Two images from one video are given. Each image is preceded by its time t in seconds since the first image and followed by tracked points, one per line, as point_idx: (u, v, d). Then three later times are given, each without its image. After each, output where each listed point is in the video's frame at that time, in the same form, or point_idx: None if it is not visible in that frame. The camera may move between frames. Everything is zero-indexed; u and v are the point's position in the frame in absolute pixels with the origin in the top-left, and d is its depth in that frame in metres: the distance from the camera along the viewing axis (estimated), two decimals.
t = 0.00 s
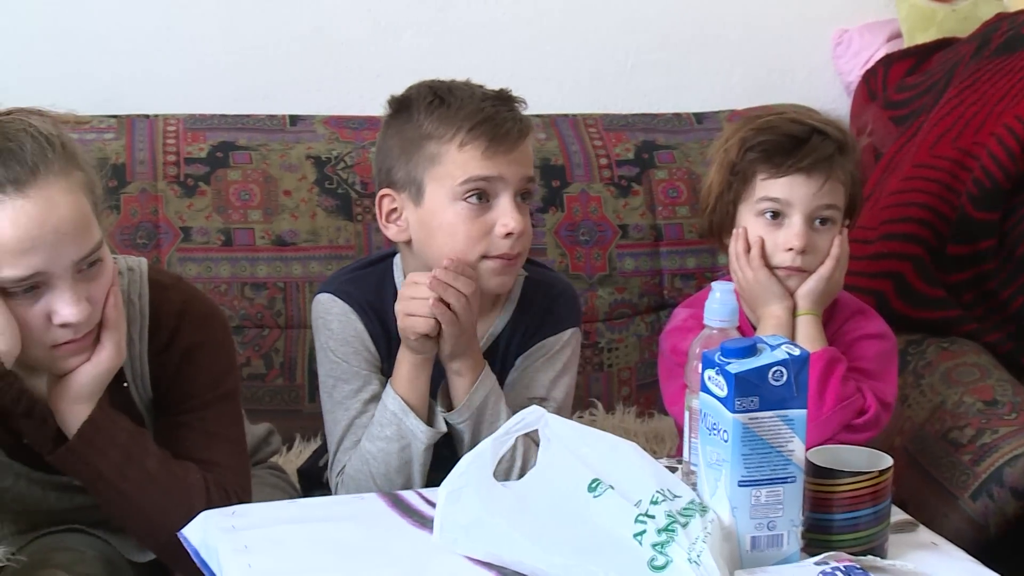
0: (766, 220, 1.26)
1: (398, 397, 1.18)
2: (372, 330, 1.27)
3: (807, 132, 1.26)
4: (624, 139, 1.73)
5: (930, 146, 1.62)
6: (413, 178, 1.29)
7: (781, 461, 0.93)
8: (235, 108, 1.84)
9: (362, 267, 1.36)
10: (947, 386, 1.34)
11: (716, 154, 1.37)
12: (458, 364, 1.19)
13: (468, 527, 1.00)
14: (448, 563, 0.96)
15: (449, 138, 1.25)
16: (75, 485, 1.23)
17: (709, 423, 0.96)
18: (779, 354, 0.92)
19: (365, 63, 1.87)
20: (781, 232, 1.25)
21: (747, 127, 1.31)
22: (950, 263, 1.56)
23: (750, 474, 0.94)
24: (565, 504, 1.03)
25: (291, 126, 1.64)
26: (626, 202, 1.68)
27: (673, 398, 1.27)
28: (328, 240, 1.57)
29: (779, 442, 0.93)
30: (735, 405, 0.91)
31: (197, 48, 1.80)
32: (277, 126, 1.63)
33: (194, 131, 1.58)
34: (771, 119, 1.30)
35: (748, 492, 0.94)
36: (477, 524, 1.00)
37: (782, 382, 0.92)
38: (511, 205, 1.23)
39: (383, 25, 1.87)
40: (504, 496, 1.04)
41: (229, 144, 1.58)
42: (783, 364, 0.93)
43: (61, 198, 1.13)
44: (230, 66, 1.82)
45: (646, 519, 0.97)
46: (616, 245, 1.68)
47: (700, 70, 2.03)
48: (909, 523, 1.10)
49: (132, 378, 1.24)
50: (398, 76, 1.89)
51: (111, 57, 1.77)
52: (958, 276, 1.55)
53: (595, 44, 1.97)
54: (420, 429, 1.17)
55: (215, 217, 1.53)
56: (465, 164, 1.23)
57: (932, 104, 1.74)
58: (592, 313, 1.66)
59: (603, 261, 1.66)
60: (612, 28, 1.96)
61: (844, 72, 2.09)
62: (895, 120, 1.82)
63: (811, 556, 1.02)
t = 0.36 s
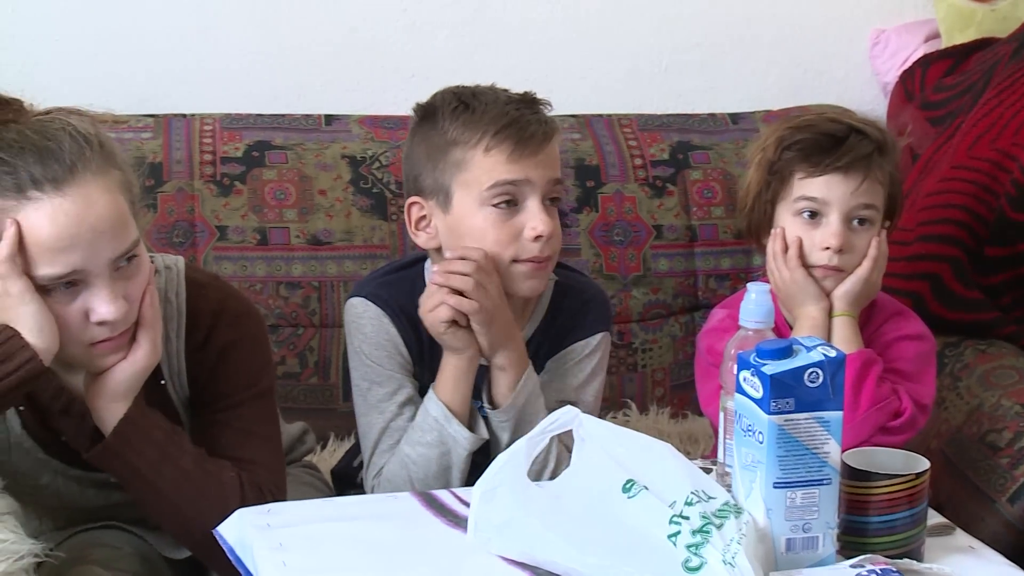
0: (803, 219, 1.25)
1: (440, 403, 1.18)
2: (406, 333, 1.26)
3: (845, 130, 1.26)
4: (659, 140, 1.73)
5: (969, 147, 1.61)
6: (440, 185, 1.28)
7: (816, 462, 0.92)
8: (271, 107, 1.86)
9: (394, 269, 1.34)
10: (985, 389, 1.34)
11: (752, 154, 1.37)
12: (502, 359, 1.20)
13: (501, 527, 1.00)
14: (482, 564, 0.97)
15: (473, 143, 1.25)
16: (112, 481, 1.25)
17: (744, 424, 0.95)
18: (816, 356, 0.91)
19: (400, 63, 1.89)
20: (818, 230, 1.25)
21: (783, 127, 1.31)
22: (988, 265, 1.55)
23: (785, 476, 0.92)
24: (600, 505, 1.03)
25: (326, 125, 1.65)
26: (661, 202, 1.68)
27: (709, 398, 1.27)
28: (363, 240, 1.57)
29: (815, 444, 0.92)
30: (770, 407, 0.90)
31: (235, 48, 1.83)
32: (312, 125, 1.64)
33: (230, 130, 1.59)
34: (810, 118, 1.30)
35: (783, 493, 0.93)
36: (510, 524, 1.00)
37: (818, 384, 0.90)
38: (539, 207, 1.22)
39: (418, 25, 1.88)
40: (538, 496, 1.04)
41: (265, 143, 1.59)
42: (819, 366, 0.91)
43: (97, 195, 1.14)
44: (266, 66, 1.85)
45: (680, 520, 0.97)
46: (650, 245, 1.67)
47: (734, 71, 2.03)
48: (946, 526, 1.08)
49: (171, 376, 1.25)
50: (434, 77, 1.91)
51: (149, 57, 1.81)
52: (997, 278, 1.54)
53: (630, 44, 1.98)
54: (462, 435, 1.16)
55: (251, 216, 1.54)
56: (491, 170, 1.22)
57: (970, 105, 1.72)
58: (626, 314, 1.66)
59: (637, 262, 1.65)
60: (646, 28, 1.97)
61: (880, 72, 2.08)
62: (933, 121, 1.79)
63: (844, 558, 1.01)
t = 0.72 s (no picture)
0: (840, 220, 1.26)
1: (480, 408, 1.16)
2: (437, 333, 1.27)
3: (884, 132, 1.27)
4: (693, 140, 1.73)
5: (1006, 149, 1.59)
6: (470, 183, 1.27)
7: (851, 465, 0.92)
8: (305, 106, 1.88)
9: (426, 269, 1.35)
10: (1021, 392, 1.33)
11: (789, 155, 1.38)
12: (552, 363, 1.19)
13: (534, 527, 0.99)
14: (513, 563, 0.97)
15: (503, 140, 1.24)
16: (147, 478, 1.26)
17: (778, 426, 0.94)
18: (851, 357, 0.90)
19: (433, 63, 1.90)
20: (855, 232, 1.26)
21: (821, 129, 1.31)
22: None
23: (819, 478, 0.92)
24: (632, 505, 1.01)
25: (360, 125, 1.65)
26: (695, 203, 1.67)
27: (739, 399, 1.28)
28: (396, 239, 1.57)
29: (850, 447, 0.92)
30: (804, 409, 0.90)
31: (270, 47, 1.84)
32: (346, 124, 1.64)
33: (264, 130, 1.60)
34: (848, 120, 1.31)
35: (817, 495, 0.92)
36: (544, 524, 0.99)
37: (852, 385, 0.90)
38: (571, 203, 1.21)
39: (452, 25, 1.89)
40: (570, 497, 1.02)
41: (299, 143, 1.59)
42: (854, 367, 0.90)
43: (133, 194, 1.15)
44: (299, 65, 1.86)
45: (713, 521, 0.95)
46: (684, 246, 1.67)
47: (767, 72, 2.03)
48: (982, 529, 1.07)
49: (205, 372, 1.26)
50: (468, 77, 1.92)
51: (184, 56, 1.82)
52: None
53: (664, 44, 1.98)
54: (500, 442, 1.15)
55: (285, 215, 1.54)
56: (521, 166, 1.21)
57: (1009, 106, 1.69)
58: (659, 315, 1.65)
59: (671, 263, 1.65)
60: (678, 28, 1.97)
61: (917, 73, 2.06)
62: (971, 120, 1.77)
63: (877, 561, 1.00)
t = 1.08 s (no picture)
0: (872, 222, 1.25)
1: (515, 409, 1.17)
2: (473, 334, 1.27)
3: (917, 133, 1.26)
4: (725, 140, 1.71)
5: None
6: (502, 186, 1.27)
7: (884, 467, 0.90)
8: (338, 105, 1.89)
9: (459, 271, 1.36)
10: None
11: (821, 157, 1.37)
12: (588, 363, 1.20)
13: (565, 528, 0.98)
14: (545, 564, 0.96)
15: (535, 143, 1.23)
16: (179, 476, 1.27)
17: (811, 428, 0.93)
18: (884, 360, 0.89)
19: (465, 62, 1.91)
20: (888, 234, 1.25)
21: (853, 130, 1.30)
22: None
23: (852, 480, 0.90)
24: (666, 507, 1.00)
25: (393, 125, 1.64)
26: (727, 204, 1.67)
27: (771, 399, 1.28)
28: (427, 238, 1.58)
29: (883, 448, 0.90)
30: (838, 411, 0.88)
31: (304, 46, 1.86)
32: (378, 124, 1.63)
33: (297, 129, 1.60)
34: (881, 121, 1.30)
35: (850, 497, 0.90)
36: (574, 524, 0.98)
37: (886, 387, 0.88)
38: (603, 206, 1.20)
39: (485, 25, 1.90)
40: (603, 498, 1.01)
41: (332, 142, 1.59)
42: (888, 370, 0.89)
43: (168, 194, 1.15)
44: (332, 64, 1.87)
45: (746, 523, 0.94)
46: (716, 247, 1.67)
47: (801, 72, 2.02)
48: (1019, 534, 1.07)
49: (238, 371, 1.26)
50: (500, 76, 1.92)
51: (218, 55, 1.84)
52: None
53: (697, 44, 1.97)
54: (535, 443, 1.16)
55: (317, 214, 1.55)
56: (553, 169, 1.21)
57: None
58: (690, 316, 1.65)
59: (702, 263, 1.65)
60: (710, 27, 1.97)
61: (952, 73, 2.03)
62: (1008, 121, 1.76)
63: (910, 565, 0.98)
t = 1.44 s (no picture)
0: (904, 221, 1.25)
1: (548, 408, 1.18)
2: (505, 334, 1.27)
3: (949, 132, 1.25)
4: (756, 140, 1.71)
5: None
6: (533, 189, 1.27)
7: (916, 468, 0.88)
8: (369, 105, 1.91)
9: (491, 271, 1.36)
10: None
11: (851, 156, 1.37)
12: (625, 362, 1.21)
13: (595, 528, 0.96)
14: (574, 563, 0.95)
15: (567, 147, 1.23)
16: (210, 474, 1.28)
17: (842, 429, 0.91)
18: (917, 360, 0.86)
19: (496, 62, 1.92)
20: (920, 233, 1.24)
21: (885, 129, 1.30)
22: None
23: (884, 481, 0.88)
24: (694, 507, 0.97)
25: (422, 124, 1.65)
26: (757, 204, 1.66)
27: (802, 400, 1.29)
28: (457, 237, 1.58)
29: (915, 449, 0.88)
30: (869, 411, 0.86)
31: (336, 46, 1.88)
32: (408, 123, 1.64)
33: (328, 128, 1.61)
34: (912, 120, 1.30)
35: (881, 499, 0.88)
36: (604, 524, 0.97)
37: (919, 389, 0.86)
38: (634, 211, 1.20)
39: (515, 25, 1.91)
40: (632, 497, 0.99)
41: (363, 141, 1.60)
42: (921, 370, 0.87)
43: (200, 193, 1.15)
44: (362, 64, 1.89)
45: (776, 524, 0.91)
46: (746, 247, 1.66)
47: (830, 72, 2.02)
48: None
49: (268, 370, 1.27)
50: (530, 76, 1.93)
51: (252, 55, 1.86)
52: None
53: (727, 44, 1.98)
54: (568, 443, 1.17)
55: (347, 213, 1.55)
56: (584, 173, 1.21)
57: None
58: (720, 316, 1.65)
59: (733, 263, 1.64)
60: (739, 27, 1.97)
61: (986, 73, 2.02)
62: None
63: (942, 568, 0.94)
